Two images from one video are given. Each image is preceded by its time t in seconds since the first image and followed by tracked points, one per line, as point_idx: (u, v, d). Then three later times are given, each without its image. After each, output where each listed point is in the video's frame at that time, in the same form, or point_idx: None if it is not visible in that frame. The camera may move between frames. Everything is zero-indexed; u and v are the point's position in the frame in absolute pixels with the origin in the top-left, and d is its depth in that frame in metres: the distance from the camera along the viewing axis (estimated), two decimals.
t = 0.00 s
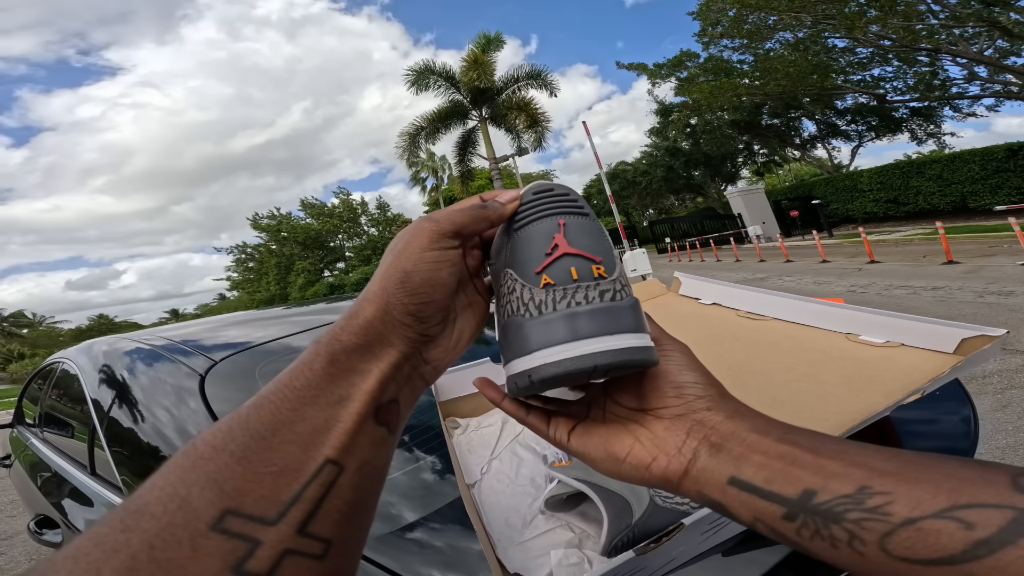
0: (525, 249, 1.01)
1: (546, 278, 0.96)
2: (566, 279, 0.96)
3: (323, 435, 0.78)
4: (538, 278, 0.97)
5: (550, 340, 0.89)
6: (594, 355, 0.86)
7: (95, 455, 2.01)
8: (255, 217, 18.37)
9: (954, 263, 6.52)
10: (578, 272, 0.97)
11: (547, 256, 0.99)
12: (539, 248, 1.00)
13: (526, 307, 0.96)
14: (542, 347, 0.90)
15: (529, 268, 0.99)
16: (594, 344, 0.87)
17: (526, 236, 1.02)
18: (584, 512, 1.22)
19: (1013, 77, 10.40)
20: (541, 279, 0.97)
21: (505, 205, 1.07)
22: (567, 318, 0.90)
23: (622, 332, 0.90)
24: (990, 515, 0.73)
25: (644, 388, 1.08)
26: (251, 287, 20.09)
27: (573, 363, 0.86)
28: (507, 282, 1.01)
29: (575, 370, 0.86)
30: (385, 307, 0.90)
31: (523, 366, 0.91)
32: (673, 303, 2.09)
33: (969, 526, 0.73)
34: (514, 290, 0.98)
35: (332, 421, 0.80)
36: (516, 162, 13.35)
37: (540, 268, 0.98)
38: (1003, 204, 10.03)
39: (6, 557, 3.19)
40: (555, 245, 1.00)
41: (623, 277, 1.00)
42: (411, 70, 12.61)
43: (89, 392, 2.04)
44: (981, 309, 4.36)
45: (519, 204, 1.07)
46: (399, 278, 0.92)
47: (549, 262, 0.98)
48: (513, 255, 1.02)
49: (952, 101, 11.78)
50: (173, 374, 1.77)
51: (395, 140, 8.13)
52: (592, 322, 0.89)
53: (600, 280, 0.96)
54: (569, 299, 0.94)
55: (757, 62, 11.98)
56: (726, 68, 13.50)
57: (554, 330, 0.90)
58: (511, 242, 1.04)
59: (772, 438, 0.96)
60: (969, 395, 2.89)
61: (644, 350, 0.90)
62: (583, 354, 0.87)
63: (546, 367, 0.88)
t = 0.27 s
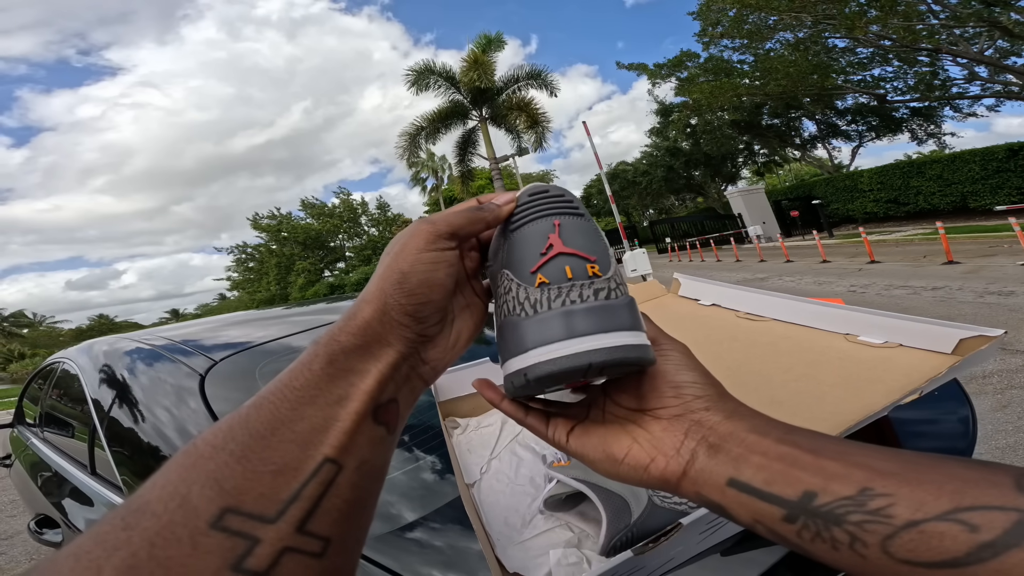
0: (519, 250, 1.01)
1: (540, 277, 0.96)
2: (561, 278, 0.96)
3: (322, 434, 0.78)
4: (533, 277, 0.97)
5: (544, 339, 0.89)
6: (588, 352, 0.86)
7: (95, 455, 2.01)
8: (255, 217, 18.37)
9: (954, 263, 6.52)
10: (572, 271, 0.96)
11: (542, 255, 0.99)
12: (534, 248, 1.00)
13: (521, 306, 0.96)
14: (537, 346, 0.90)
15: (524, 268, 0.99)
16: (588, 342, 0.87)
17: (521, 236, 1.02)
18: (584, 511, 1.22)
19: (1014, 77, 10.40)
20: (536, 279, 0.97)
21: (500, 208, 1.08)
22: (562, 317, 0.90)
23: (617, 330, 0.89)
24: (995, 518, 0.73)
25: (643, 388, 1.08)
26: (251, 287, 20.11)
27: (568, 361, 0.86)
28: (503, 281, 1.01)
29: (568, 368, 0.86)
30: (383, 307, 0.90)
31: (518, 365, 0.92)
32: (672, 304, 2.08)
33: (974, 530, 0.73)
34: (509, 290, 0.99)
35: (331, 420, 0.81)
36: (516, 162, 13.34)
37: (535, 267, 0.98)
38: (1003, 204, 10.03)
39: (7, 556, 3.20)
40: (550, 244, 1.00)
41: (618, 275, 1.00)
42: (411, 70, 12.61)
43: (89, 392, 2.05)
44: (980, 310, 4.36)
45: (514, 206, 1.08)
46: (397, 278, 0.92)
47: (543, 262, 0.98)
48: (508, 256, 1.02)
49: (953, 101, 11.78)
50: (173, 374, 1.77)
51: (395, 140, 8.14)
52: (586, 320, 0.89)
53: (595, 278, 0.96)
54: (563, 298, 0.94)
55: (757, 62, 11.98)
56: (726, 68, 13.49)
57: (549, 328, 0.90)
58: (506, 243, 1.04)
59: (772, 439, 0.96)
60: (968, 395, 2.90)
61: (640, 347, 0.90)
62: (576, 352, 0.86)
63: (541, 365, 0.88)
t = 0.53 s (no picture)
0: (516, 248, 1.01)
1: (536, 275, 0.97)
2: (557, 275, 0.96)
3: (324, 433, 0.78)
4: (529, 274, 0.97)
5: (541, 334, 0.89)
6: (584, 346, 0.86)
7: (95, 454, 2.02)
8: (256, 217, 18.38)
9: (954, 263, 6.52)
10: (568, 268, 0.96)
11: (539, 253, 0.99)
12: (530, 246, 1.00)
13: (519, 303, 0.96)
14: (534, 342, 0.89)
15: (520, 266, 0.99)
16: (586, 337, 0.87)
17: (518, 235, 1.03)
18: (583, 511, 1.22)
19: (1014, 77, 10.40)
20: (533, 277, 0.97)
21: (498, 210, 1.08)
22: (559, 313, 0.90)
23: (615, 325, 0.89)
24: (1005, 520, 0.71)
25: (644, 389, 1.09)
26: (252, 287, 20.13)
27: (564, 356, 0.86)
28: (501, 279, 1.01)
29: (565, 363, 0.86)
30: (383, 307, 0.90)
31: (516, 362, 0.91)
32: (672, 304, 2.08)
33: (985, 533, 0.72)
34: (506, 288, 0.99)
35: (332, 419, 0.81)
36: (516, 162, 13.34)
37: (531, 265, 0.98)
38: (1004, 205, 10.03)
39: (7, 556, 3.20)
40: (546, 242, 1.00)
41: (615, 273, 0.99)
42: (411, 70, 12.62)
43: (90, 392, 2.05)
44: (980, 310, 4.36)
45: (512, 207, 1.08)
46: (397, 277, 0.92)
47: (540, 259, 0.98)
48: (505, 254, 1.02)
49: (953, 101, 11.77)
50: (174, 374, 1.77)
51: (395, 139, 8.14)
52: (583, 317, 0.89)
53: (592, 275, 0.96)
54: (560, 294, 0.93)
55: (758, 63, 11.98)
56: (727, 68, 13.49)
57: (547, 324, 0.90)
58: (504, 242, 1.05)
59: (774, 439, 0.96)
60: (968, 395, 2.90)
61: (636, 343, 0.90)
62: (573, 347, 0.86)
63: (538, 361, 0.88)
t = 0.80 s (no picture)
0: (514, 241, 1.01)
1: (536, 265, 0.96)
2: (556, 265, 0.95)
3: (320, 427, 0.79)
4: (529, 265, 0.97)
5: (541, 323, 0.89)
6: (584, 335, 0.85)
7: (95, 454, 2.02)
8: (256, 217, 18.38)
9: (954, 263, 6.52)
10: (567, 259, 0.96)
11: (538, 245, 0.99)
12: (528, 238, 1.00)
13: (519, 293, 0.95)
14: (535, 331, 0.89)
15: (520, 258, 0.99)
16: (586, 325, 0.86)
17: (516, 228, 1.03)
18: (582, 510, 1.22)
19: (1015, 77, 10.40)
20: (532, 268, 0.96)
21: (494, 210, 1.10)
22: (558, 302, 0.90)
23: (616, 314, 0.89)
24: (1020, 518, 0.70)
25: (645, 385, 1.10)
26: (252, 287, 20.12)
27: (565, 344, 0.85)
28: (501, 272, 1.00)
29: (565, 352, 0.85)
30: (379, 303, 0.91)
31: (516, 352, 0.90)
32: (672, 304, 2.08)
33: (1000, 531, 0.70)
34: (506, 280, 0.99)
35: (329, 414, 0.81)
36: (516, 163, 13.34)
37: (530, 256, 0.98)
38: (1004, 205, 10.02)
39: (7, 556, 3.20)
40: (545, 234, 1.00)
41: (614, 265, 0.99)
42: (411, 70, 12.62)
43: (90, 391, 2.05)
44: (980, 310, 4.36)
45: (510, 205, 1.08)
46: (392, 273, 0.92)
47: (539, 250, 0.98)
48: (504, 247, 1.02)
49: (954, 102, 11.77)
50: (174, 374, 1.78)
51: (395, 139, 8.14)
52: (583, 305, 0.89)
53: (591, 265, 0.96)
54: (559, 284, 0.93)
55: (758, 63, 11.97)
56: (727, 68, 13.48)
57: (547, 313, 0.89)
58: (502, 236, 1.05)
59: (779, 435, 0.96)
60: (968, 395, 2.90)
61: (637, 333, 0.89)
62: (573, 336, 0.85)
63: (538, 350, 0.87)
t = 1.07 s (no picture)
0: (515, 233, 1.02)
1: (536, 257, 0.96)
2: (556, 257, 0.95)
3: (318, 424, 0.79)
4: (529, 258, 0.97)
5: (542, 313, 0.88)
6: (585, 325, 0.85)
7: (95, 454, 2.01)
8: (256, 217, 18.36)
9: (955, 263, 6.52)
10: (568, 250, 0.96)
11: (538, 238, 0.99)
12: (528, 231, 1.00)
13: (519, 285, 0.95)
14: (535, 322, 0.88)
15: (520, 250, 0.99)
16: (587, 317, 0.86)
17: (517, 221, 1.03)
18: (582, 510, 1.22)
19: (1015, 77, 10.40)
20: (533, 260, 0.96)
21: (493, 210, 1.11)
22: (559, 292, 0.90)
23: (617, 305, 0.89)
24: None
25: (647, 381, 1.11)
26: (252, 287, 20.10)
27: (565, 335, 0.85)
28: (502, 265, 1.00)
29: (565, 343, 0.85)
30: (376, 299, 0.91)
31: (517, 343, 0.90)
32: (672, 303, 2.08)
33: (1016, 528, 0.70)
34: (505, 273, 0.99)
35: (327, 411, 0.81)
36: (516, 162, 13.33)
37: (531, 248, 0.98)
38: (1004, 205, 10.01)
39: (6, 556, 3.20)
40: (546, 227, 1.00)
41: (615, 257, 0.99)
42: (411, 70, 12.60)
43: (90, 391, 2.05)
44: (980, 310, 4.36)
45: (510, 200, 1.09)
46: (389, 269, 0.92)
47: (540, 242, 0.98)
48: (505, 239, 1.02)
49: (954, 102, 11.77)
50: (174, 374, 1.77)
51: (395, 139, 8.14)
52: (583, 296, 0.88)
53: (592, 257, 0.96)
54: (560, 275, 0.93)
55: (758, 63, 11.96)
56: (727, 68, 13.47)
57: (548, 305, 0.89)
58: (503, 229, 1.05)
59: (785, 431, 0.96)
60: (968, 395, 2.90)
61: (639, 324, 0.89)
62: (574, 326, 0.85)
63: (539, 341, 0.86)
